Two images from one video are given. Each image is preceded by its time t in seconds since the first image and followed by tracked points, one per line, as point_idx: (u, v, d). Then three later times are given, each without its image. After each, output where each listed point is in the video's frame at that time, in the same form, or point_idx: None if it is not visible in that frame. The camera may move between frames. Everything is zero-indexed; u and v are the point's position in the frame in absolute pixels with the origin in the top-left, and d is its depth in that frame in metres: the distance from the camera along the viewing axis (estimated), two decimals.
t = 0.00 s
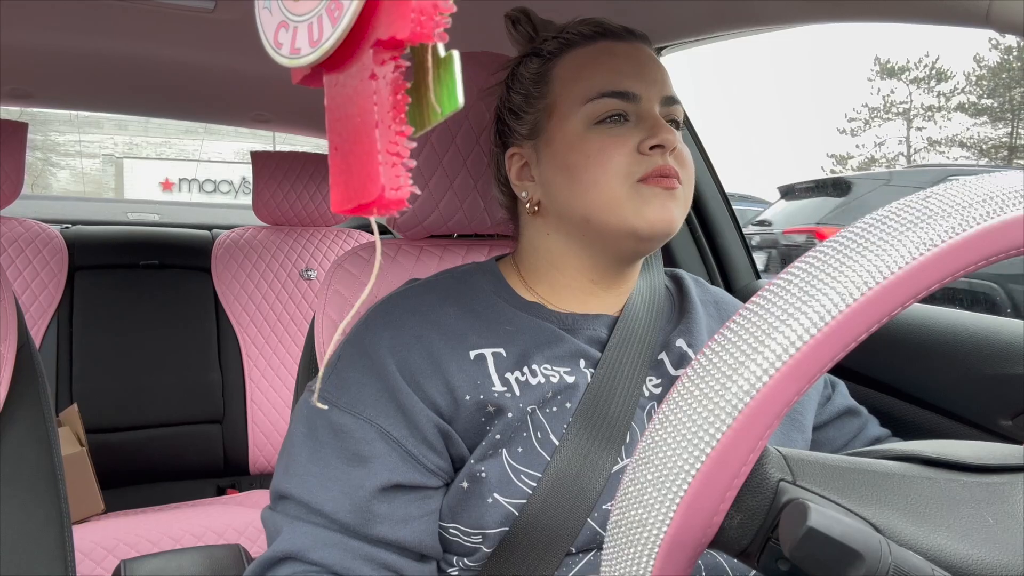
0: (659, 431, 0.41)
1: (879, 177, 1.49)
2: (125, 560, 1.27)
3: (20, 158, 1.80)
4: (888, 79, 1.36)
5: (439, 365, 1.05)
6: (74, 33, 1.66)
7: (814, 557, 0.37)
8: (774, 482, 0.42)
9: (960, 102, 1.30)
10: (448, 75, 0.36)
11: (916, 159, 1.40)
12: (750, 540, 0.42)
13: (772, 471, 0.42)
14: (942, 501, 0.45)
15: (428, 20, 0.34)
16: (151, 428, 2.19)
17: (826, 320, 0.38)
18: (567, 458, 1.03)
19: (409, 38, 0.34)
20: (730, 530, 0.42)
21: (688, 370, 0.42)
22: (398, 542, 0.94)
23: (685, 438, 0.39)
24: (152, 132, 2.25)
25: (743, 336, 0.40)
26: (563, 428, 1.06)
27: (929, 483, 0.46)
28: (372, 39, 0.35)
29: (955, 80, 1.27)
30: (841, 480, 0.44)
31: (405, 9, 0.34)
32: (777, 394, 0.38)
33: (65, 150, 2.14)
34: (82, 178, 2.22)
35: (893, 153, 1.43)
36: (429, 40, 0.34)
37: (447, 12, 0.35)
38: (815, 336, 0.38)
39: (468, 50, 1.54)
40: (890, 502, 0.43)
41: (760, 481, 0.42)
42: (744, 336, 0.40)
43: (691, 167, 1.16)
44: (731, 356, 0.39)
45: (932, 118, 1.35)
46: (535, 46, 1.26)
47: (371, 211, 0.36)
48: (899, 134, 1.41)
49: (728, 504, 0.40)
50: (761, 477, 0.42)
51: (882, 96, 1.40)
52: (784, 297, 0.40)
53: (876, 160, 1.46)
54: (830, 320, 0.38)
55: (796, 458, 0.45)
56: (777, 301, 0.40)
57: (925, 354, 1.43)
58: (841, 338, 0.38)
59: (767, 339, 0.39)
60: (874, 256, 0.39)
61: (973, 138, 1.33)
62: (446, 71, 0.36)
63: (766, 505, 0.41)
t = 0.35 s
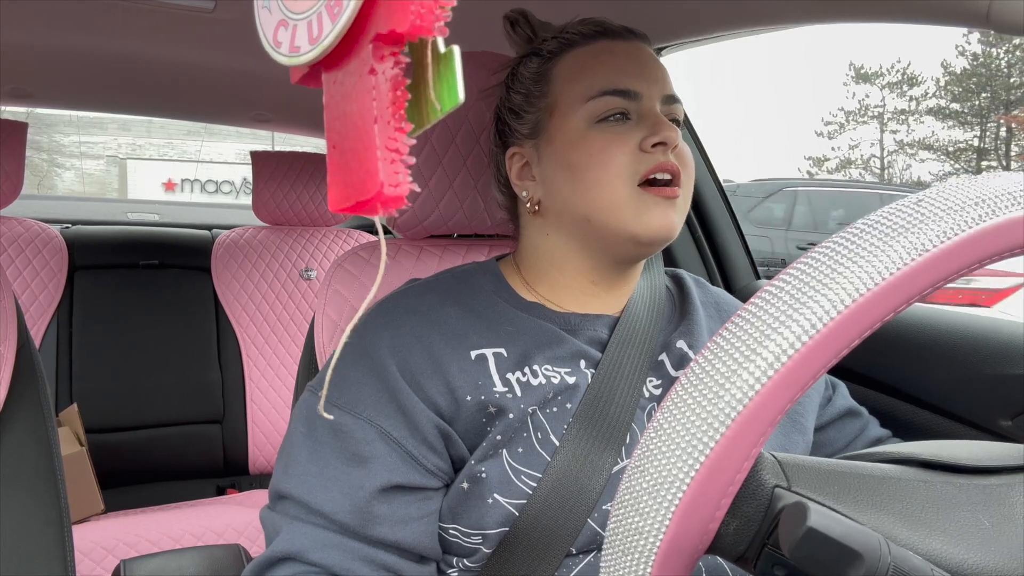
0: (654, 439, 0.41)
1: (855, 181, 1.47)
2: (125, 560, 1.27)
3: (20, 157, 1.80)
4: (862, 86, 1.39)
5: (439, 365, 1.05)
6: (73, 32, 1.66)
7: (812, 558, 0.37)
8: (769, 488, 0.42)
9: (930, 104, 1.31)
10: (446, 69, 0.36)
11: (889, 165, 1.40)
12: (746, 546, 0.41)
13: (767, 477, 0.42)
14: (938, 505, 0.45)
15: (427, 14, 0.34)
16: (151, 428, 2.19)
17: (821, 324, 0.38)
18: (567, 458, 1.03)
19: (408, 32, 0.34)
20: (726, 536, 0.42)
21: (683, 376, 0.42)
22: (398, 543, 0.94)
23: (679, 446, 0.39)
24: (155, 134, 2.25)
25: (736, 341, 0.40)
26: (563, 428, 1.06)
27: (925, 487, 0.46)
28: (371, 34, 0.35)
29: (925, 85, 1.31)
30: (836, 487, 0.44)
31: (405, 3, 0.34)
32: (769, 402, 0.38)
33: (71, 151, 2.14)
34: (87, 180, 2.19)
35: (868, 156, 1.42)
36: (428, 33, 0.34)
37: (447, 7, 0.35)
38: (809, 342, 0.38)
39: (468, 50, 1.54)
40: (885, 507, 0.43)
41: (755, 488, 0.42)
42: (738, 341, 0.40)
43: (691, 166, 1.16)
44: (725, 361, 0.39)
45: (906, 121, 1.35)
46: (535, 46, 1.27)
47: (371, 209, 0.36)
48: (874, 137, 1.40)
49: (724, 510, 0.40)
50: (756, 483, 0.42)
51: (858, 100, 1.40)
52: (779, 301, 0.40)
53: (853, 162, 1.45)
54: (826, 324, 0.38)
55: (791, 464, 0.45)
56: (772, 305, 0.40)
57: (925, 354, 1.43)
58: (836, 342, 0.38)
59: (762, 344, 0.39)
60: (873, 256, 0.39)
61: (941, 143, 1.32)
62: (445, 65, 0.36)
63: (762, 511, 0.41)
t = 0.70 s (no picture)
0: (649, 449, 0.40)
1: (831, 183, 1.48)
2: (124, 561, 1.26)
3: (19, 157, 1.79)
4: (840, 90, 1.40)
5: (439, 364, 1.05)
6: (72, 32, 1.66)
7: (813, 558, 0.36)
8: (764, 496, 0.42)
9: (900, 105, 1.35)
10: (443, 77, 0.36)
11: (865, 166, 1.42)
12: (743, 553, 0.41)
13: (762, 484, 0.42)
14: (936, 510, 0.44)
15: (424, 24, 0.34)
16: (150, 429, 2.18)
17: (817, 327, 0.37)
18: (566, 458, 1.03)
19: (405, 42, 0.34)
20: (723, 544, 0.42)
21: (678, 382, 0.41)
22: (397, 542, 0.94)
23: (673, 457, 0.38)
24: (157, 134, 2.26)
25: (730, 347, 0.39)
26: (563, 427, 1.06)
27: (920, 490, 0.46)
28: (368, 42, 0.35)
29: (902, 88, 1.34)
30: (832, 492, 0.44)
31: (402, 13, 0.34)
32: (760, 412, 0.37)
33: (74, 152, 2.17)
34: (92, 179, 2.24)
35: (844, 158, 1.44)
36: (424, 44, 0.34)
37: (443, 17, 0.35)
38: (804, 347, 0.37)
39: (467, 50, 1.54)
40: (881, 513, 0.43)
41: (750, 495, 0.42)
42: (733, 347, 0.39)
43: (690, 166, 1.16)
44: (719, 368, 0.39)
45: (881, 124, 1.39)
46: (536, 45, 1.26)
47: (364, 213, 0.36)
48: (850, 140, 1.43)
49: (720, 519, 0.39)
50: (751, 491, 0.42)
51: (834, 103, 1.42)
52: (777, 304, 0.39)
53: (830, 163, 1.46)
54: (822, 327, 0.37)
55: (786, 470, 0.45)
56: (769, 309, 0.39)
57: (925, 353, 1.43)
58: (833, 345, 0.37)
59: (757, 349, 0.38)
60: (876, 255, 0.38)
61: (912, 143, 1.36)
62: (442, 73, 0.36)
63: (757, 519, 0.41)
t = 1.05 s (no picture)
0: (642, 459, 0.40)
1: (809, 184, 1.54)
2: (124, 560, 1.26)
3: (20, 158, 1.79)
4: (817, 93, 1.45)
5: (437, 364, 1.05)
6: (73, 33, 1.66)
7: (814, 558, 0.36)
8: (759, 504, 0.41)
9: (872, 112, 1.40)
10: (444, 79, 0.37)
11: (841, 167, 1.49)
12: (739, 560, 0.42)
13: (757, 492, 0.42)
14: (931, 513, 0.44)
15: (426, 29, 0.34)
16: (150, 428, 2.19)
17: (808, 334, 0.37)
18: (566, 457, 1.03)
19: (407, 47, 0.34)
20: (719, 551, 0.42)
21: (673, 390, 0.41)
22: (397, 541, 0.94)
23: (667, 466, 0.38)
24: (158, 135, 2.26)
25: (722, 356, 0.39)
26: (561, 427, 1.06)
27: (914, 494, 0.46)
28: (371, 47, 0.35)
29: (873, 94, 1.38)
30: (826, 499, 0.44)
31: (404, 18, 0.34)
32: (753, 421, 0.37)
33: (77, 154, 2.15)
34: (94, 179, 2.23)
35: (823, 160, 1.50)
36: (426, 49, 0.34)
37: (445, 21, 0.35)
38: (795, 355, 0.37)
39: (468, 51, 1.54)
40: (876, 519, 0.43)
41: (744, 503, 0.41)
42: (725, 355, 0.39)
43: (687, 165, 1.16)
44: (711, 376, 0.38)
45: (857, 127, 1.43)
46: (534, 47, 1.27)
47: (369, 214, 0.36)
48: (828, 143, 1.48)
49: (715, 527, 0.39)
50: (745, 499, 0.41)
51: (813, 107, 1.46)
52: (768, 311, 0.39)
53: (808, 165, 1.52)
54: (814, 333, 0.37)
55: (780, 477, 0.44)
56: (761, 316, 0.39)
57: (924, 354, 1.43)
58: (825, 351, 0.37)
59: (749, 356, 0.38)
60: (867, 260, 0.38)
61: (883, 146, 1.41)
62: (443, 74, 0.37)
63: (752, 527, 0.41)
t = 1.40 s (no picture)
0: (634, 473, 0.40)
1: (788, 185, 1.64)
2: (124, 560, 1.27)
3: (20, 158, 1.79)
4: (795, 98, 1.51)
5: (440, 363, 1.05)
6: (74, 32, 1.66)
7: (813, 558, 0.36)
8: (753, 513, 0.42)
9: (849, 117, 1.44)
10: (444, 77, 0.36)
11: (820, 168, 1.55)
12: (735, 570, 0.42)
13: (750, 502, 0.42)
14: (927, 517, 0.44)
15: (426, 26, 0.34)
16: (151, 428, 2.19)
17: (795, 346, 0.37)
18: (567, 457, 1.03)
19: (408, 44, 0.34)
20: (716, 561, 0.42)
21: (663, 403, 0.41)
22: (402, 541, 0.94)
23: (659, 480, 0.38)
24: (160, 137, 2.26)
25: (710, 368, 0.39)
26: (563, 427, 1.06)
27: (909, 500, 0.46)
28: (371, 44, 0.35)
29: (848, 99, 1.42)
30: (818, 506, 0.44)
31: (403, 14, 0.34)
32: (742, 434, 0.37)
33: (78, 155, 2.14)
34: (95, 181, 2.24)
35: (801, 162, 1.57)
36: (426, 46, 0.34)
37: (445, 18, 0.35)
38: (783, 367, 0.37)
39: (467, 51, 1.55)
40: (871, 523, 0.43)
41: (738, 513, 0.42)
42: (713, 367, 0.39)
43: (681, 161, 1.16)
44: (701, 389, 0.38)
45: (835, 131, 1.48)
46: (523, 48, 1.27)
47: (367, 213, 0.36)
48: (806, 146, 1.54)
49: (709, 538, 0.39)
50: (739, 509, 0.42)
51: (793, 111, 1.52)
52: (754, 323, 0.39)
53: (788, 167, 1.59)
54: (801, 344, 0.37)
55: (774, 486, 0.45)
56: (747, 329, 0.39)
57: (924, 353, 1.43)
58: (814, 362, 0.37)
59: (737, 368, 0.38)
60: (852, 269, 0.38)
61: (859, 150, 1.49)
62: (443, 72, 0.37)
63: (746, 536, 0.41)
